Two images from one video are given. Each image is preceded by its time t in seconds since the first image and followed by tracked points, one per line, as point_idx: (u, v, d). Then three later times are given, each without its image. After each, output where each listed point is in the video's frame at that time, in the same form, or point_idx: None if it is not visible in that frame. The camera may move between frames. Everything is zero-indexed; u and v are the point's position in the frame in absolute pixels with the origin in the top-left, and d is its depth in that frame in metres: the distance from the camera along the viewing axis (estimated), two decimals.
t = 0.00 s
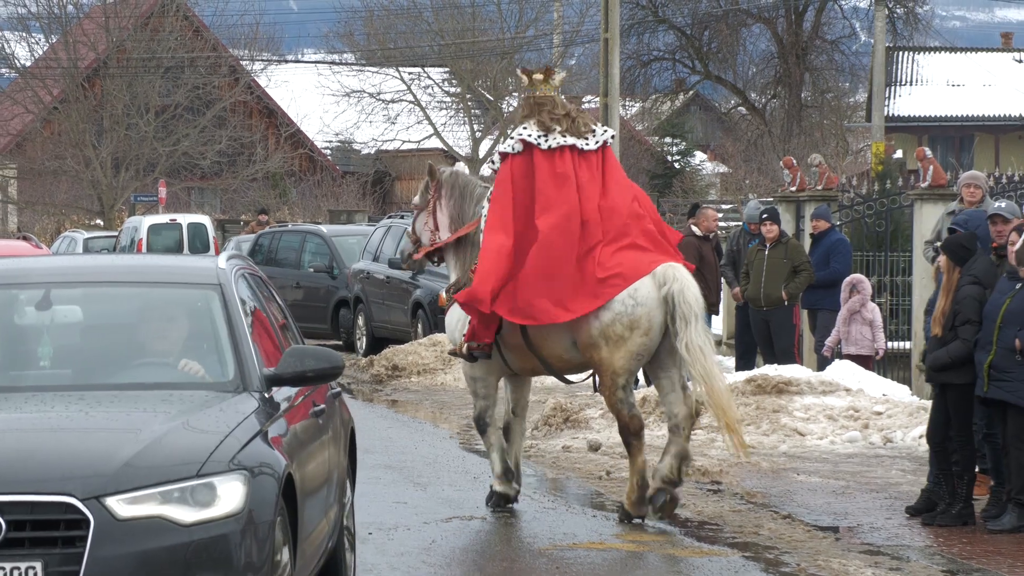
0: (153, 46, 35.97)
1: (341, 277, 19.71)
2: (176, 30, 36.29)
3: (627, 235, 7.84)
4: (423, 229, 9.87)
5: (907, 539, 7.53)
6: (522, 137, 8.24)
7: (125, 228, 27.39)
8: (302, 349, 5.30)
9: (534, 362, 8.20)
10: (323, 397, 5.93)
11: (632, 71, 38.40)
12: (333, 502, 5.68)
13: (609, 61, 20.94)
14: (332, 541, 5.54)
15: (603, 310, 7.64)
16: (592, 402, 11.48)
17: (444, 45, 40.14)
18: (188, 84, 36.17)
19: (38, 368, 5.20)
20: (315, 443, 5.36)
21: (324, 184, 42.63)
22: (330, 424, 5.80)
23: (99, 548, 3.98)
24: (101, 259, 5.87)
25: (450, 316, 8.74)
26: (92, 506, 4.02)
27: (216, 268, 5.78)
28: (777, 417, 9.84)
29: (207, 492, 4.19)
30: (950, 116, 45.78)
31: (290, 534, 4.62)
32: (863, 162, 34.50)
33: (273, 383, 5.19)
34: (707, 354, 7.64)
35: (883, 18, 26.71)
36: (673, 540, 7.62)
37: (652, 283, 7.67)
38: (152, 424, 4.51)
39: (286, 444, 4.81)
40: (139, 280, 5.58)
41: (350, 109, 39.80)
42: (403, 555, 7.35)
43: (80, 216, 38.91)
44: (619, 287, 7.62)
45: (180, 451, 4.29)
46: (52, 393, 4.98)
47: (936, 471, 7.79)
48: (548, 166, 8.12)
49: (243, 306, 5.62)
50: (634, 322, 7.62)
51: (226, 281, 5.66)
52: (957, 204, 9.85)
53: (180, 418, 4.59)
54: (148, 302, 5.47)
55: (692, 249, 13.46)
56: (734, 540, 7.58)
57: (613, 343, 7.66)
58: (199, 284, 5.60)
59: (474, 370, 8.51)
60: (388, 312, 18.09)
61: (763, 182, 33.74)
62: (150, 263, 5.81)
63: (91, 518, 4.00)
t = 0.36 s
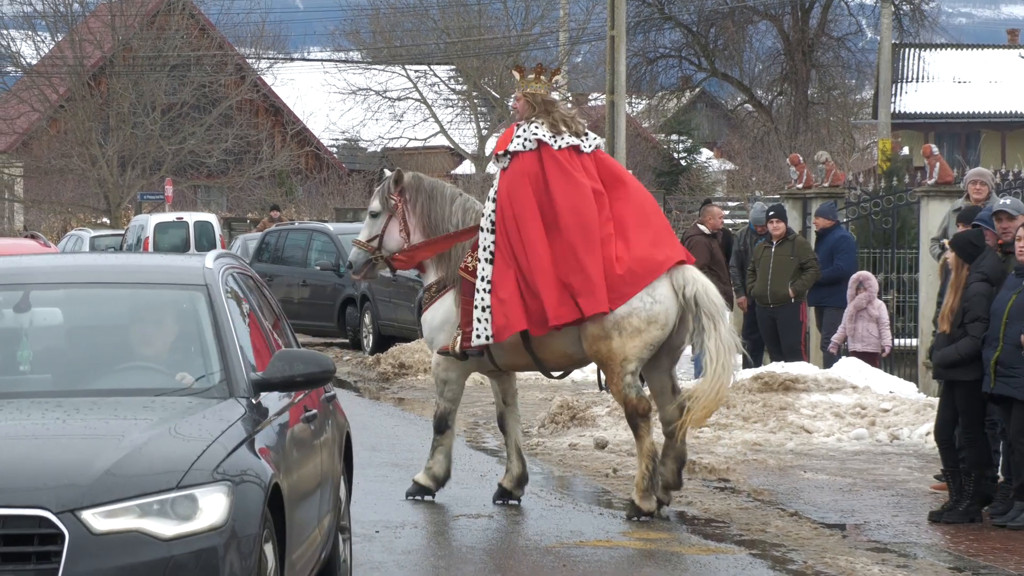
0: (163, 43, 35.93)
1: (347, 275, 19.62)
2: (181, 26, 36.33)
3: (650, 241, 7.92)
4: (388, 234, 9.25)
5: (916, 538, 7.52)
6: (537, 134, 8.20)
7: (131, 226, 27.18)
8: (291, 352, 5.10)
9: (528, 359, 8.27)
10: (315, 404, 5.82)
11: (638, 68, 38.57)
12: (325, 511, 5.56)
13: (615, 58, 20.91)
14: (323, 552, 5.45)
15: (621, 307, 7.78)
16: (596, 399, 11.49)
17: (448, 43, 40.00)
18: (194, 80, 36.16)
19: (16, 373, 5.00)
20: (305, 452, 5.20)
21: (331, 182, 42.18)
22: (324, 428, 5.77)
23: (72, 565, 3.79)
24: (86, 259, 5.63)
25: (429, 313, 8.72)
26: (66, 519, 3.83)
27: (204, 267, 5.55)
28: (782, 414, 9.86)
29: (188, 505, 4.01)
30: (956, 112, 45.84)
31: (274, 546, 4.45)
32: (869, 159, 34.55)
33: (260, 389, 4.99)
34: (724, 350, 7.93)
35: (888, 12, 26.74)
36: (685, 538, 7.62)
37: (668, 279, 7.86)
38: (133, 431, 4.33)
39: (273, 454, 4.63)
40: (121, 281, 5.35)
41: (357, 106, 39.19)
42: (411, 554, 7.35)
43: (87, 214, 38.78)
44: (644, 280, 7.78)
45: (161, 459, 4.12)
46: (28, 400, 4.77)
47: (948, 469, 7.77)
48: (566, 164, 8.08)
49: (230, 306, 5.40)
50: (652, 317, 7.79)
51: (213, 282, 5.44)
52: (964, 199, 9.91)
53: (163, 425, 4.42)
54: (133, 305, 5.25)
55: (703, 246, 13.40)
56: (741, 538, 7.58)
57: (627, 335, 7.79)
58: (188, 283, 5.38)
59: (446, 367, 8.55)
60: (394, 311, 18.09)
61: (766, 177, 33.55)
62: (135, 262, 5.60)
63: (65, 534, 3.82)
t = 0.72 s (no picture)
0: (170, 41, 36.00)
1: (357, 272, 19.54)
2: (191, 24, 36.37)
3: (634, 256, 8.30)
4: (358, 242, 9.01)
5: (925, 535, 7.51)
6: (534, 140, 8.45)
7: (142, 223, 27.06)
8: (283, 356, 4.86)
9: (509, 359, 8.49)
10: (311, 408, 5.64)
11: (647, 66, 38.48)
12: (322, 515, 5.39)
13: (623, 57, 20.90)
14: (319, 561, 5.30)
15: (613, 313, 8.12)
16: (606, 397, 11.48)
17: (458, 40, 40.29)
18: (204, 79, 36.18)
19: None
20: (299, 458, 4.97)
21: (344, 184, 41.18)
22: (319, 434, 5.53)
23: None
24: (70, 258, 5.34)
25: (404, 315, 8.63)
26: (48, 531, 3.61)
27: (193, 266, 5.28)
28: (790, 412, 9.87)
29: (175, 516, 3.79)
30: (966, 109, 45.84)
31: (263, 560, 4.23)
32: (879, 156, 34.51)
33: (252, 395, 4.73)
34: (716, 355, 8.31)
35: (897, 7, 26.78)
36: (694, 535, 7.61)
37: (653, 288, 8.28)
38: (119, 436, 4.10)
39: (265, 464, 4.37)
40: (109, 281, 5.09)
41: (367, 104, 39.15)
42: (421, 551, 7.34)
43: (101, 213, 38.76)
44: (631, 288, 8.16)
45: (148, 466, 3.90)
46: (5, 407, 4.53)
47: (959, 466, 7.76)
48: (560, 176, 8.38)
49: (222, 308, 5.13)
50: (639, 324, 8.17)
51: (205, 280, 5.18)
52: (971, 198, 9.92)
53: (149, 431, 4.18)
54: (121, 307, 4.98)
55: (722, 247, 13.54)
56: (751, 536, 7.55)
57: (613, 342, 8.15)
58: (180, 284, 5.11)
59: (434, 370, 8.53)
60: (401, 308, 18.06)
61: (778, 174, 33.54)
62: (123, 261, 5.33)
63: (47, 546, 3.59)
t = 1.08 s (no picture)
0: (184, 38, 35.91)
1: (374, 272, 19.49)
2: (206, 23, 36.11)
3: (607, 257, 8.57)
4: (320, 229, 8.91)
5: (939, 536, 7.52)
6: (525, 142, 8.65)
7: (155, 222, 27.15)
8: (284, 359, 4.63)
9: (473, 347, 8.56)
10: (311, 411, 5.41)
11: (662, 66, 38.62)
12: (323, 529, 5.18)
13: (639, 57, 20.92)
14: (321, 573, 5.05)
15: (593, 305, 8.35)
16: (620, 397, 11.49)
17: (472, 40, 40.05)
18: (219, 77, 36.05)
19: None
20: (300, 465, 4.76)
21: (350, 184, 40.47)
22: (320, 439, 5.33)
23: None
24: (66, 256, 5.12)
25: (364, 305, 8.53)
26: (36, 544, 3.48)
27: (190, 266, 5.03)
28: (804, 413, 9.87)
29: (169, 528, 3.64)
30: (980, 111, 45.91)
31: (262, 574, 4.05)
32: (893, 157, 34.51)
33: (250, 401, 4.50)
34: (675, 345, 8.83)
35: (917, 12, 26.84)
36: (706, 535, 7.63)
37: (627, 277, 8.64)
38: (115, 444, 3.93)
39: (263, 475, 4.16)
40: (102, 280, 4.84)
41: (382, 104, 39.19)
42: (432, 550, 7.34)
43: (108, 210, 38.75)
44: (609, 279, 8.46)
45: (142, 474, 3.75)
46: None
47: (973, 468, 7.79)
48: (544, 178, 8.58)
49: (220, 310, 4.89)
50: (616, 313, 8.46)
51: (202, 279, 4.93)
52: (985, 200, 9.97)
53: (146, 438, 4.00)
54: (112, 307, 4.75)
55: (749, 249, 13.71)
56: (766, 536, 7.56)
57: (597, 336, 8.39)
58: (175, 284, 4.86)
59: (387, 359, 8.48)
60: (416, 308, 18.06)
61: (792, 176, 33.59)
62: (116, 259, 5.08)
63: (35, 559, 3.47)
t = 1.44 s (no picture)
0: (199, 31, 35.96)
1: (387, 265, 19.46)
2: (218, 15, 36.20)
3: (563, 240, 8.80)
4: (279, 211, 8.71)
5: (952, 531, 7.51)
6: (476, 120, 8.81)
7: (168, 213, 27.13)
8: (285, 357, 4.55)
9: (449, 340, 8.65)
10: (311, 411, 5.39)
11: (675, 59, 38.57)
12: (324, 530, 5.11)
13: (651, 50, 20.92)
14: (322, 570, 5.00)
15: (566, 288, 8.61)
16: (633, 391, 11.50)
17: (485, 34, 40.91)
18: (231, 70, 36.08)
19: None
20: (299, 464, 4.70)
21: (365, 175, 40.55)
22: (319, 439, 5.29)
23: None
24: (63, 250, 5.05)
25: (328, 292, 8.39)
26: (29, 550, 3.35)
27: (187, 260, 4.96)
28: (816, 407, 9.88)
29: (167, 533, 3.51)
30: (995, 104, 45.95)
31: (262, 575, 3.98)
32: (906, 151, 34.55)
33: (250, 399, 4.44)
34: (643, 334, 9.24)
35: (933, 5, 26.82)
36: (718, 529, 7.61)
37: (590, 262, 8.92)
38: (111, 445, 3.84)
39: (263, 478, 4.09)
40: (99, 275, 4.77)
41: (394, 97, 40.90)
42: (443, 543, 7.34)
43: (123, 203, 38.85)
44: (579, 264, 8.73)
45: (139, 476, 3.64)
46: None
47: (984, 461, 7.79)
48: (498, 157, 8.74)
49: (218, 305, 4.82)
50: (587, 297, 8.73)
51: (196, 272, 4.86)
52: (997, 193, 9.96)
53: (143, 439, 3.93)
54: (106, 305, 4.68)
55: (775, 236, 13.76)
56: (778, 531, 7.55)
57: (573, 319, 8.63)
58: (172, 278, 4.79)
59: (345, 347, 8.37)
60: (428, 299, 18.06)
61: (805, 169, 33.67)
62: (111, 254, 5.00)
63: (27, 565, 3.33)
